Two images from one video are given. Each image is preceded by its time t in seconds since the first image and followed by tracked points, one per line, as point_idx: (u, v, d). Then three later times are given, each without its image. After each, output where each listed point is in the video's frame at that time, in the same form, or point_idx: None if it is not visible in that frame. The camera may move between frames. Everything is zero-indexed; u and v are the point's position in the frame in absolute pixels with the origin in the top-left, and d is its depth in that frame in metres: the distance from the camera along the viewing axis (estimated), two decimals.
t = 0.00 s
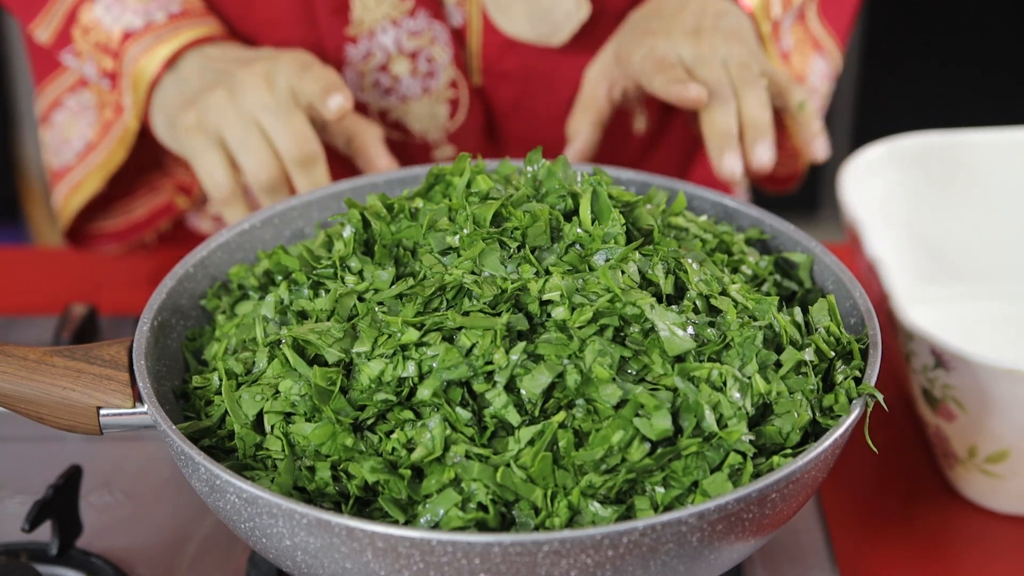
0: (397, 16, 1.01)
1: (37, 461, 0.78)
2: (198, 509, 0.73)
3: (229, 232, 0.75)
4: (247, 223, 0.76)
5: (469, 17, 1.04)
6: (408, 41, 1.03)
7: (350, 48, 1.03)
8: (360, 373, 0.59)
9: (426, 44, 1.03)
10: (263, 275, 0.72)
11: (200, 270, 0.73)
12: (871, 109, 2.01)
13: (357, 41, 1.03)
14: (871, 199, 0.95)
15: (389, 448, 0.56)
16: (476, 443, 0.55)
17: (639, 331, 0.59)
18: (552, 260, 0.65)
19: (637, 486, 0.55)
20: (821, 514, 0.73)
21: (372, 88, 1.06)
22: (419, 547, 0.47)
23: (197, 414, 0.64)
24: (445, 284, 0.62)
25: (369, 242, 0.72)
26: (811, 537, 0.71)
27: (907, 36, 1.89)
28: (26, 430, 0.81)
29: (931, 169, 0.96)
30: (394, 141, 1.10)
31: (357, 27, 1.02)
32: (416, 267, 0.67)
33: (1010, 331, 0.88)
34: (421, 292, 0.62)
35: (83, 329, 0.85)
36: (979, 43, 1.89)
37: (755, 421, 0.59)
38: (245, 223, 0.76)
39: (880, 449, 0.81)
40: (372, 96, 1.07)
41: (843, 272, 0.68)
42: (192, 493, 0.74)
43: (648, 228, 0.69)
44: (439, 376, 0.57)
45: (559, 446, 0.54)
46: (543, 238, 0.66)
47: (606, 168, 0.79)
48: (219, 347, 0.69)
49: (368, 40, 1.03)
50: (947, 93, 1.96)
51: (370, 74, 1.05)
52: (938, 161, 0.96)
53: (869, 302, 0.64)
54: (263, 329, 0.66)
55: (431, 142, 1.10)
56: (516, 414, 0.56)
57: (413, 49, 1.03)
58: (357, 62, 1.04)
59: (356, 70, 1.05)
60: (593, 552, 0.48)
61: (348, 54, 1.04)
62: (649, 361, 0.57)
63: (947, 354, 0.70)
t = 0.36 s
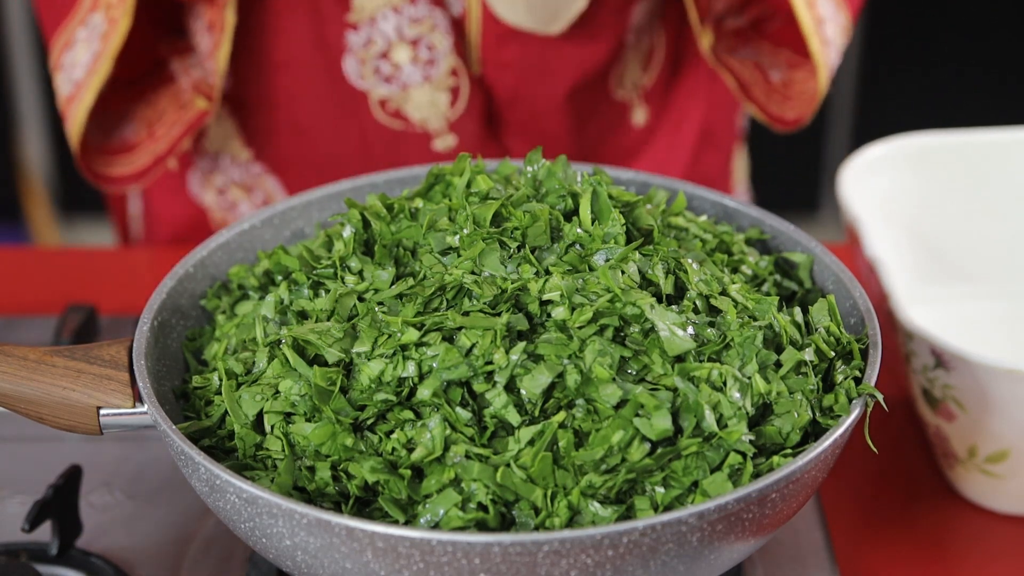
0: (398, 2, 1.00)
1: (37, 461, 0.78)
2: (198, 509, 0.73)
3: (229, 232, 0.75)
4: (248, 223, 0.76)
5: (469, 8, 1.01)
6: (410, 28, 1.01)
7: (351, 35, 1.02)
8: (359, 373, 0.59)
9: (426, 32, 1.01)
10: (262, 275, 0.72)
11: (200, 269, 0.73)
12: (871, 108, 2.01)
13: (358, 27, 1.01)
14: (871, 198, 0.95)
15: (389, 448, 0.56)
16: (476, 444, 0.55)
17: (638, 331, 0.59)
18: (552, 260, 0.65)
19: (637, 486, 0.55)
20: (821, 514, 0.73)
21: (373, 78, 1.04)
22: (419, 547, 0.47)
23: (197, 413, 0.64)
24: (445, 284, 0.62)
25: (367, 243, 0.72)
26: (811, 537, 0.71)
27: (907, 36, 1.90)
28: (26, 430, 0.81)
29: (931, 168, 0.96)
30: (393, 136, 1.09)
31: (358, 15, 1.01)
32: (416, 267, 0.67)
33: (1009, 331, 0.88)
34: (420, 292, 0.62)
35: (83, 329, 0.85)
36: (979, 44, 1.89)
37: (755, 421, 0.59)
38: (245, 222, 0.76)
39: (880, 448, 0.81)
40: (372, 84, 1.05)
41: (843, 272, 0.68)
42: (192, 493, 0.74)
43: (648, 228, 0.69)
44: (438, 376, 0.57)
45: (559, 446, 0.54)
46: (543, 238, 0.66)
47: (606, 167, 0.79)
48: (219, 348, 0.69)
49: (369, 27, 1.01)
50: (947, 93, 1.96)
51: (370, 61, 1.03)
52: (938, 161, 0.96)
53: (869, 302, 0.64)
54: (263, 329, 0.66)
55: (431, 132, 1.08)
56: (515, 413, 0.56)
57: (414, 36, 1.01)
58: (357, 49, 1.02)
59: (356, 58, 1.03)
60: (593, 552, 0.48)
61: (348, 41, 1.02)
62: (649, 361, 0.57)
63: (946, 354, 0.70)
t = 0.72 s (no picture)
0: (389, 17, 1.00)
1: (37, 461, 0.78)
2: (198, 509, 0.73)
3: (230, 232, 0.75)
4: (249, 223, 0.76)
5: (460, 16, 1.02)
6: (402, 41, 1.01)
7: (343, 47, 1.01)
8: (360, 373, 0.59)
9: (417, 45, 1.02)
10: (262, 275, 0.72)
11: (200, 270, 0.73)
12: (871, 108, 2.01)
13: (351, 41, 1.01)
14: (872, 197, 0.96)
15: (389, 448, 0.56)
16: (476, 445, 0.55)
17: (638, 331, 0.59)
18: (552, 260, 0.65)
19: (637, 486, 0.55)
20: (821, 514, 0.73)
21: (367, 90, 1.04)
22: (419, 547, 0.47)
23: (197, 413, 0.64)
24: (445, 284, 0.62)
25: (367, 242, 0.72)
26: (811, 537, 0.71)
27: (908, 36, 1.90)
28: (27, 430, 0.81)
29: (932, 169, 0.97)
30: (389, 145, 1.09)
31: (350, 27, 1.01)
32: (416, 266, 0.67)
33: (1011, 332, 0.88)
34: (421, 292, 0.62)
35: (83, 329, 0.85)
36: (981, 44, 1.89)
37: (756, 421, 0.59)
38: (246, 223, 0.76)
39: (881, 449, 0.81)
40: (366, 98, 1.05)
41: (843, 272, 0.68)
42: (192, 493, 0.74)
43: (649, 227, 0.69)
44: (438, 376, 0.57)
45: (559, 446, 0.54)
46: (543, 238, 0.66)
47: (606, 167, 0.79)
48: (218, 348, 0.69)
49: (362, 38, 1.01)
50: (948, 92, 1.96)
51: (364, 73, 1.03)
52: (939, 161, 0.96)
53: (869, 302, 0.64)
54: (263, 329, 0.66)
55: (425, 146, 1.08)
56: (515, 413, 0.56)
57: (406, 49, 1.02)
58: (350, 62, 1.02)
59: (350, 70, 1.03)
60: (593, 552, 0.48)
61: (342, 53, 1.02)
62: (650, 362, 0.57)
63: (946, 354, 0.70)
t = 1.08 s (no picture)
0: (389, 15, 1.00)
1: (38, 460, 0.78)
2: (198, 509, 0.73)
3: (229, 232, 0.75)
4: (248, 223, 0.76)
5: (463, 17, 1.04)
6: (402, 40, 1.01)
7: (342, 49, 1.01)
8: (359, 373, 0.59)
9: (419, 43, 1.02)
10: (262, 275, 0.72)
11: (200, 270, 0.73)
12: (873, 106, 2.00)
13: (350, 41, 1.01)
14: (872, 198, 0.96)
15: (389, 448, 0.56)
16: (476, 445, 0.55)
17: (638, 332, 0.59)
18: (552, 260, 0.65)
19: (637, 486, 0.55)
20: (821, 514, 0.73)
21: (366, 90, 1.04)
22: (419, 547, 0.47)
23: (197, 413, 0.64)
24: (445, 284, 0.62)
25: (367, 243, 0.72)
26: (811, 537, 0.71)
27: (913, 34, 1.89)
28: (28, 429, 0.81)
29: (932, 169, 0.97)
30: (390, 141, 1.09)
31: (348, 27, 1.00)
32: (416, 267, 0.67)
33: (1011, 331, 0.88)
34: (420, 293, 0.62)
35: (83, 328, 0.85)
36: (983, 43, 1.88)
37: (756, 420, 0.59)
38: (245, 222, 0.76)
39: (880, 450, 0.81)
40: (365, 97, 1.04)
41: (843, 272, 0.68)
42: (193, 493, 0.74)
43: (648, 228, 0.69)
44: (438, 376, 0.56)
45: (559, 446, 0.54)
46: (543, 238, 0.66)
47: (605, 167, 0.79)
48: (218, 348, 0.69)
49: (361, 39, 1.01)
50: (949, 92, 1.96)
51: (363, 74, 1.03)
52: (938, 162, 0.96)
53: (870, 302, 0.64)
54: (263, 329, 0.66)
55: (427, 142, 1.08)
56: (515, 413, 0.56)
57: (407, 48, 1.02)
58: (349, 63, 1.02)
59: (349, 71, 1.03)
60: (593, 552, 0.48)
61: (340, 54, 1.01)
62: (649, 363, 0.57)
63: (946, 354, 0.70)
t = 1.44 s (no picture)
0: (390, 19, 1.00)
1: (38, 460, 0.78)
2: (198, 509, 0.73)
3: (230, 232, 0.75)
4: (248, 223, 0.76)
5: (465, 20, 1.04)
6: (403, 44, 1.01)
7: (343, 51, 1.01)
8: (360, 373, 0.59)
9: (420, 48, 1.02)
10: (263, 275, 0.72)
11: (200, 270, 0.73)
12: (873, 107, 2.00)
13: (351, 44, 1.01)
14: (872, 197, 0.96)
15: (389, 448, 0.56)
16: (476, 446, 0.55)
17: (638, 331, 0.59)
18: (552, 260, 0.65)
19: (637, 486, 0.55)
20: (821, 513, 0.73)
21: (367, 93, 1.03)
22: (419, 547, 0.47)
23: (197, 413, 0.64)
24: (444, 284, 0.62)
25: (367, 243, 0.72)
26: (811, 537, 0.71)
27: (913, 33, 1.89)
28: (28, 429, 0.81)
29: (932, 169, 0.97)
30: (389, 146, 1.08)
31: (350, 31, 1.00)
32: (416, 267, 0.67)
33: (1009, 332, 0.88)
34: (420, 293, 0.62)
35: (83, 328, 0.85)
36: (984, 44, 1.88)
37: (755, 420, 0.59)
38: (246, 223, 0.76)
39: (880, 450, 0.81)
40: (366, 99, 1.04)
41: (843, 272, 0.68)
42: (192, 493, 0.74)
43: (649, 228, 0.69)
44: (438, 376, 0.57)
45: (559, 446, 0.54)
46: (544, 238, 0.66)
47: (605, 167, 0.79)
48: (218, 348, 0.69)
49: (362, 43, 1.01)
50: (950, 93, 1.96)
51: (365, 77, 1.03)
52: (938, 162, 0.97)
53: (870, 302, 0.64)
54: (263, 329, 0.66)
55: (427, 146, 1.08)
56: (515, 413, 0.56)
57: (407, 52, 1.02)
58: (351, 66, 1.02)
59: (350, 74, 1.02)
60: (593, 552, 0.48)
61: (342, 58, 1.01)
62: (649, 363, 0.57)
63: (946, 355, 0.70)
